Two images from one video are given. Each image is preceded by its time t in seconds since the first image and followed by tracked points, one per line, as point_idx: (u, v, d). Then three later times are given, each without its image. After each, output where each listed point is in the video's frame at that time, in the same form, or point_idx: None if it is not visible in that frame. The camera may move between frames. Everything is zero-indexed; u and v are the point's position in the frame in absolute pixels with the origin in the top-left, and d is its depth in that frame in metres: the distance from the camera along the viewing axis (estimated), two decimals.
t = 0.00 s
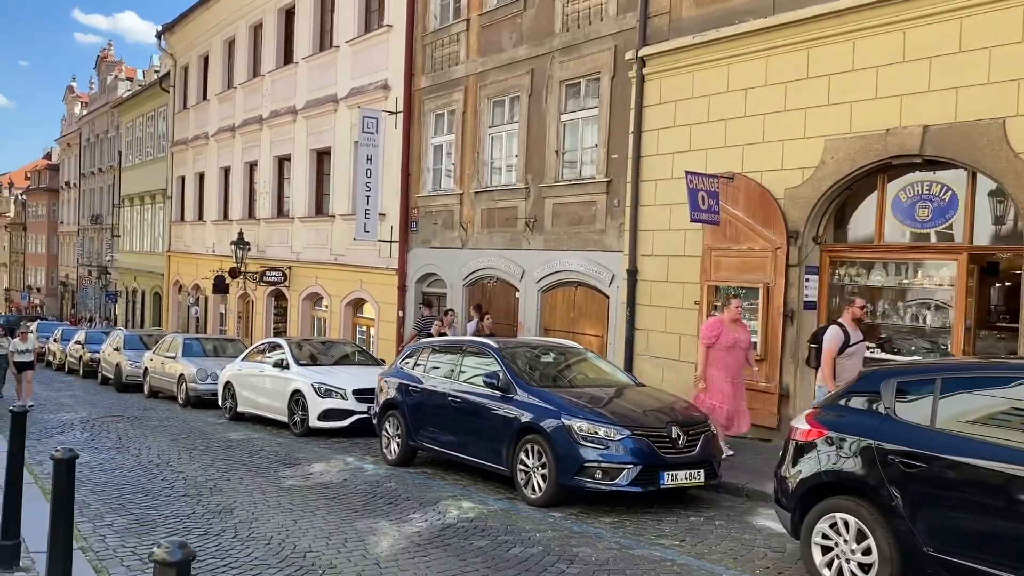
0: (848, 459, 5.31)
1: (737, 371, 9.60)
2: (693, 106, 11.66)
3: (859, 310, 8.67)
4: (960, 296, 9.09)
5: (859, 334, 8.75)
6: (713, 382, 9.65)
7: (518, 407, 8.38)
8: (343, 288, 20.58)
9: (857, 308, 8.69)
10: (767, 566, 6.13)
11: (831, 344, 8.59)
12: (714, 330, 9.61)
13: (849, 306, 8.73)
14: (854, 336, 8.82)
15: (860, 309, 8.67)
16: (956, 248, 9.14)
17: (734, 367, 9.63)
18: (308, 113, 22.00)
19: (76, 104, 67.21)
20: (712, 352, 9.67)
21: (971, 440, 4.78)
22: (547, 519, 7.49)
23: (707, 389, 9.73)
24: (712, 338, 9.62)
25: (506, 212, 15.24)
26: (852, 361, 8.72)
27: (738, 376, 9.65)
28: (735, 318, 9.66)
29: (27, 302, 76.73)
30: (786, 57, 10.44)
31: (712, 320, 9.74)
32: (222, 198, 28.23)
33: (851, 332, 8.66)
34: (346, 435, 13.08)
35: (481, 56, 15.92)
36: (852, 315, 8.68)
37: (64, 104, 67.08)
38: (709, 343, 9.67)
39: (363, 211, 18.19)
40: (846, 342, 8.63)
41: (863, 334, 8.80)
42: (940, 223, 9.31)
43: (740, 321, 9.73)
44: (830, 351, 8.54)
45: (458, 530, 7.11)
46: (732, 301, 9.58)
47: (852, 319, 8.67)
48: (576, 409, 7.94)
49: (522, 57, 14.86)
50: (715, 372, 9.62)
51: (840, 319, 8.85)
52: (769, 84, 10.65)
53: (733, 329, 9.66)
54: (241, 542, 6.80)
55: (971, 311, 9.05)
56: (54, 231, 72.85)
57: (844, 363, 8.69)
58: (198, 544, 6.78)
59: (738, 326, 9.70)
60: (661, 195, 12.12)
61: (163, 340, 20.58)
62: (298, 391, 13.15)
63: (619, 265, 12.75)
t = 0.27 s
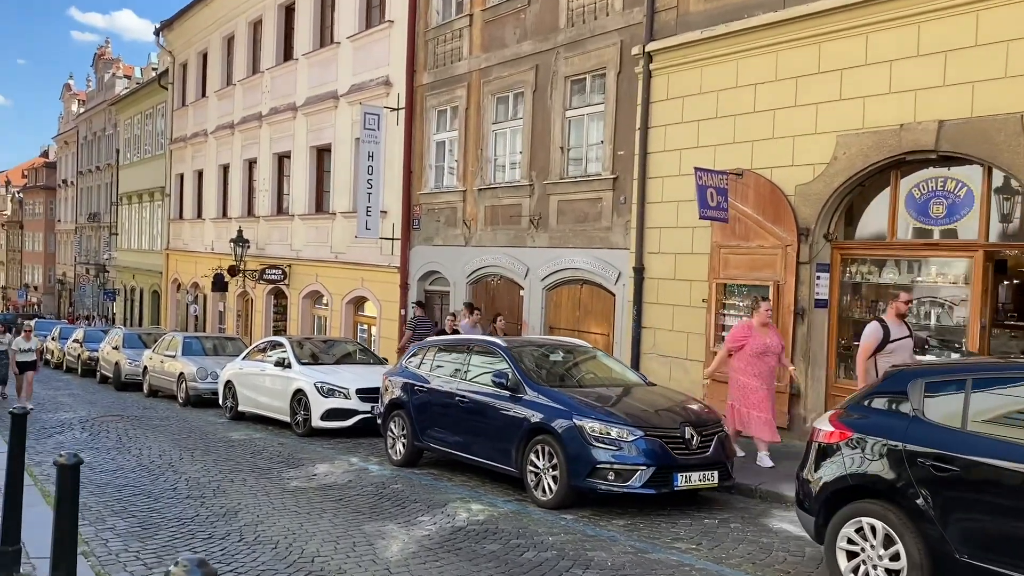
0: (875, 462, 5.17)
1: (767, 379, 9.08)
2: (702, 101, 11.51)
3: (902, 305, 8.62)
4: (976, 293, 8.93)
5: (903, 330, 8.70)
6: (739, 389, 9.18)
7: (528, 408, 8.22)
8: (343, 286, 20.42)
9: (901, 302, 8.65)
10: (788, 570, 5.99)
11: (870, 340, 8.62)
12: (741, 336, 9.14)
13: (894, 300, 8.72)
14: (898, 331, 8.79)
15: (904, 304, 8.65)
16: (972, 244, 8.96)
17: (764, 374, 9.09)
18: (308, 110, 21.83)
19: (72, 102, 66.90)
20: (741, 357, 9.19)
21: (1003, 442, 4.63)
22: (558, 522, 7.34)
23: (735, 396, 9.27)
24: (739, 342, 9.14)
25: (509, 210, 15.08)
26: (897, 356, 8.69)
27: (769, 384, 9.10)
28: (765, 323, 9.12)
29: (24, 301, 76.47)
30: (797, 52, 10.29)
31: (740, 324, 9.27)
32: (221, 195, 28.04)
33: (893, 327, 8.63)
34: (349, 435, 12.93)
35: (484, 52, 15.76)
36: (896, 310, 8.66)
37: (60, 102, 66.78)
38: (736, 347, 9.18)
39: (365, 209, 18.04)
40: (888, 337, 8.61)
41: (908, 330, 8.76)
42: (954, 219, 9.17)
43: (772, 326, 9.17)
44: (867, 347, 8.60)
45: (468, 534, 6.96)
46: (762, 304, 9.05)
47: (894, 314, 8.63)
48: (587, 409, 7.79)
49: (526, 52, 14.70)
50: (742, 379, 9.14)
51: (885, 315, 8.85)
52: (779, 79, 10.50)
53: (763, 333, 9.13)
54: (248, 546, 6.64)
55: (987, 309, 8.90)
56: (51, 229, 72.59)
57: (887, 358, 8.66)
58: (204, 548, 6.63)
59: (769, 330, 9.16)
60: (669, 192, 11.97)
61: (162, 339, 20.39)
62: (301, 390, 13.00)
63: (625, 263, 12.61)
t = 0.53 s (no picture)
0: (899, 466, 5.00)
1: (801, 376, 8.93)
2: (705, 97, 11.35)
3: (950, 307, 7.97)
4: (987, 291, 8.77)
5: (951, 335, 8.03)
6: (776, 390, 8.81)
7: (533, 410, 8.04)
8: (339, 286, 20.21)
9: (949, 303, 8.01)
10: None
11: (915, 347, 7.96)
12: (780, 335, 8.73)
13: (940, 302, 8.06)
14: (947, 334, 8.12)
15: (952, 306, 7.99)
16: (982, 242, 8.81)
17: (798, 371, 8.91)
18: (302, 107, 21.59)
19: (61, 101, 66.37)
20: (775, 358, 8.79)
21: None
22: (567, 527, 7.17)
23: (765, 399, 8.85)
24: (778, 342, 8.73)
25: (508, 208, 14.90)
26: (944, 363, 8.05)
27: (800, 381, 8.94)
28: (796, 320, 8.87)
29: (13, 301, 75.91)
30: (803, 47, 10.13)
31: (773, 323, 8.81)
32: (213, 194, 27.77)
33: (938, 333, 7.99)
34: (347, 437, 12.73)
35: (482, 48, 15.57)
36: (942, 313, 7.99)
37: (49, 101, 66.25)
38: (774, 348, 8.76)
39: (361, 207, 17.84)
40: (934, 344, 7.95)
41: (957, 335, 8.07)
42: (964, 217, 9.02)
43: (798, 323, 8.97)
44: (912, 355, 7.94)
45: (476, 540, 6.78)
46: (796, 300, 8.79)
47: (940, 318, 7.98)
48: (596, 411, 7.62)
49: (525, 48, 14.52)
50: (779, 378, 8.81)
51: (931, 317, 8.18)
52: (784, 74, 10.34)
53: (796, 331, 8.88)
54: (249, 554, 6.45)
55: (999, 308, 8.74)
56: (40, 228, 72.06)
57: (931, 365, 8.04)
58: (203, 557, 6.42)
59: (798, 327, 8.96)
60: (671, 189, 11.82)
61: (155, 340, 20.14)
62: (298, 391, 12.80)
63: (627, 261, 12.45)
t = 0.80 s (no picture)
0: (925, 468, 4.85)
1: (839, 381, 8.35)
2: (706, 91, 11.21)
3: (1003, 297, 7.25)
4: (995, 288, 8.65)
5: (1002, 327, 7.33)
6: (808, 394, 8.36)
7: (538, 410, 7.87)
8: (331, 284, 19.98)
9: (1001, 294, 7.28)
10: None
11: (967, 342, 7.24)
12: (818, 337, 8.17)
13: (989, 292, 7.26)
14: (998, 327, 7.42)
15: (1003, 296, 7.20)
16: (990, 238, 8.71)
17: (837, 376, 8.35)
18: (292, 104, 21.34)
19: (46, 98, 65.69)
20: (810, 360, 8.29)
21: None
22: (575, 530, 7.01)
23: (795, 401, 8.42)
24: (821, 343, 8.16)
25: (504, 204, 14.73)
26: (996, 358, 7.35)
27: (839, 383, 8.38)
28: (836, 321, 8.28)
29: None
30: (806, 40, 10.00)
31: (810, 324, 8.27)
32: (202, 191, 27.46)
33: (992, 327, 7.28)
34: (343, 437, 12.54)
35: (477, 43, 15.39)
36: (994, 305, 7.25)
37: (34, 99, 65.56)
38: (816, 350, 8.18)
39: (354, 204, 17.63)
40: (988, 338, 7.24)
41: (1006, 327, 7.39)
42: (972, 212, 8.89)
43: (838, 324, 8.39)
44: (967, 350, 7.21)
45: (482, 545, 6.61)
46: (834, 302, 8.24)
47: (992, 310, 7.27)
48: (603, 411, 7.45)
49: (521, 43, 14.35)
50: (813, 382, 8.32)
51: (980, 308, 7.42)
52: (788, 68, 10.21)
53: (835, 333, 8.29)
54: (250, 561, 6.27)
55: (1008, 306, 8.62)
56: (25, 227, 71.36)
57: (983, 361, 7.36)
58: (202, 565, 6.22)
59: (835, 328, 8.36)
60: (672, 185, 11.67)
61: (145, 339, 19.85)
62: (293, 392, 12.59)
63: (626, 258, 12.31)
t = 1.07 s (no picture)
0: (945, 462, 4.76)
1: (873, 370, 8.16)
2: (702, 83, 11.10)
3: None
4: (997, 279, 8.63)
5: None
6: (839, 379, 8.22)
7: (541, 406, 7.75)
8: (320, 280, 19.77)
9: None
10: None
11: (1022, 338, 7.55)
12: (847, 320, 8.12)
13: None
14: None
15: None
16: (992, 228, 8.66)
17: (871, 364, 8.16)
18: (279, 97, 21.08)
19: (26, 94, 64.83)
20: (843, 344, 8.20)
21: None
22: (581, 528, 6.90)
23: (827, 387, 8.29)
24: (848, 329, 8.11)
25: (497, 198, 14.58)
26: None
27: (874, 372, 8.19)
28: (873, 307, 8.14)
29: None
30: (805, 30, 9.91)
31: (844, 307, 8.22)
32: (187, 187, 27.12)
33: None
34: (337, 435, 12.37)
35: (468, 34, 15.21)
36: None
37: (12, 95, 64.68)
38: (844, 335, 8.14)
39: (344, 198, 17.43)
40: None
41: None
42: (974, 202, 8.86)
43: (876, 311, 8.24)
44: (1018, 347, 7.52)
45: (488, 544, 6.48)
46: (870, 286, 8.13)
47: None
48: (607, 406, 7.34)
49: (513, 35, 14.19)
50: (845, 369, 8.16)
51: None
52: (786, 58, 10.12)
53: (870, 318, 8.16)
54: (252, 564, 6.11)
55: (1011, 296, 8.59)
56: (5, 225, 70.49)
57: None
58: (202, 569, 6.05)
59: (875, 315, 8.21)
60: (668, 178, 11.57)
61: (131, 337, 19.56)
62: (285, 389, 12.41)
63: (622, 251, 12.19)
